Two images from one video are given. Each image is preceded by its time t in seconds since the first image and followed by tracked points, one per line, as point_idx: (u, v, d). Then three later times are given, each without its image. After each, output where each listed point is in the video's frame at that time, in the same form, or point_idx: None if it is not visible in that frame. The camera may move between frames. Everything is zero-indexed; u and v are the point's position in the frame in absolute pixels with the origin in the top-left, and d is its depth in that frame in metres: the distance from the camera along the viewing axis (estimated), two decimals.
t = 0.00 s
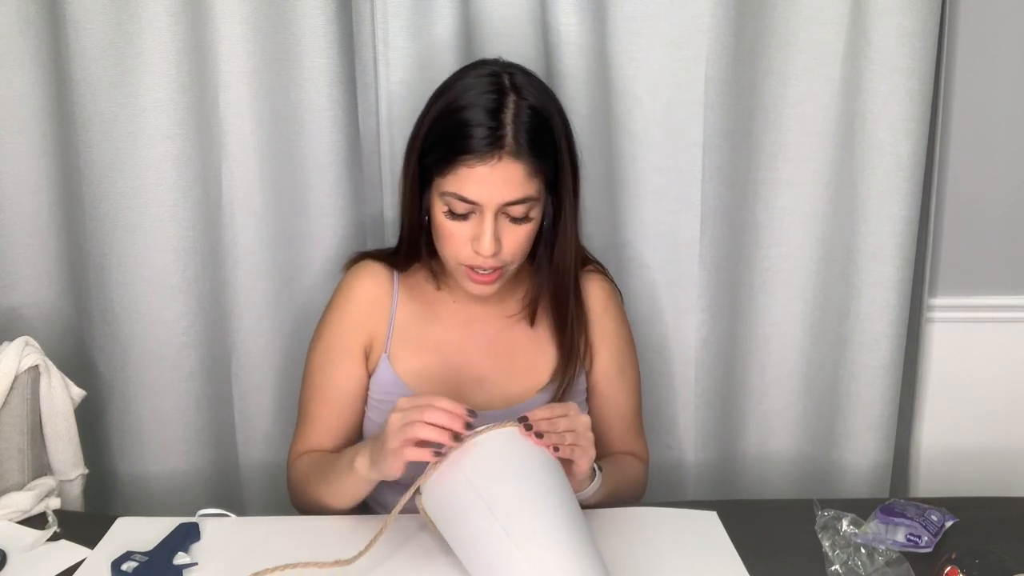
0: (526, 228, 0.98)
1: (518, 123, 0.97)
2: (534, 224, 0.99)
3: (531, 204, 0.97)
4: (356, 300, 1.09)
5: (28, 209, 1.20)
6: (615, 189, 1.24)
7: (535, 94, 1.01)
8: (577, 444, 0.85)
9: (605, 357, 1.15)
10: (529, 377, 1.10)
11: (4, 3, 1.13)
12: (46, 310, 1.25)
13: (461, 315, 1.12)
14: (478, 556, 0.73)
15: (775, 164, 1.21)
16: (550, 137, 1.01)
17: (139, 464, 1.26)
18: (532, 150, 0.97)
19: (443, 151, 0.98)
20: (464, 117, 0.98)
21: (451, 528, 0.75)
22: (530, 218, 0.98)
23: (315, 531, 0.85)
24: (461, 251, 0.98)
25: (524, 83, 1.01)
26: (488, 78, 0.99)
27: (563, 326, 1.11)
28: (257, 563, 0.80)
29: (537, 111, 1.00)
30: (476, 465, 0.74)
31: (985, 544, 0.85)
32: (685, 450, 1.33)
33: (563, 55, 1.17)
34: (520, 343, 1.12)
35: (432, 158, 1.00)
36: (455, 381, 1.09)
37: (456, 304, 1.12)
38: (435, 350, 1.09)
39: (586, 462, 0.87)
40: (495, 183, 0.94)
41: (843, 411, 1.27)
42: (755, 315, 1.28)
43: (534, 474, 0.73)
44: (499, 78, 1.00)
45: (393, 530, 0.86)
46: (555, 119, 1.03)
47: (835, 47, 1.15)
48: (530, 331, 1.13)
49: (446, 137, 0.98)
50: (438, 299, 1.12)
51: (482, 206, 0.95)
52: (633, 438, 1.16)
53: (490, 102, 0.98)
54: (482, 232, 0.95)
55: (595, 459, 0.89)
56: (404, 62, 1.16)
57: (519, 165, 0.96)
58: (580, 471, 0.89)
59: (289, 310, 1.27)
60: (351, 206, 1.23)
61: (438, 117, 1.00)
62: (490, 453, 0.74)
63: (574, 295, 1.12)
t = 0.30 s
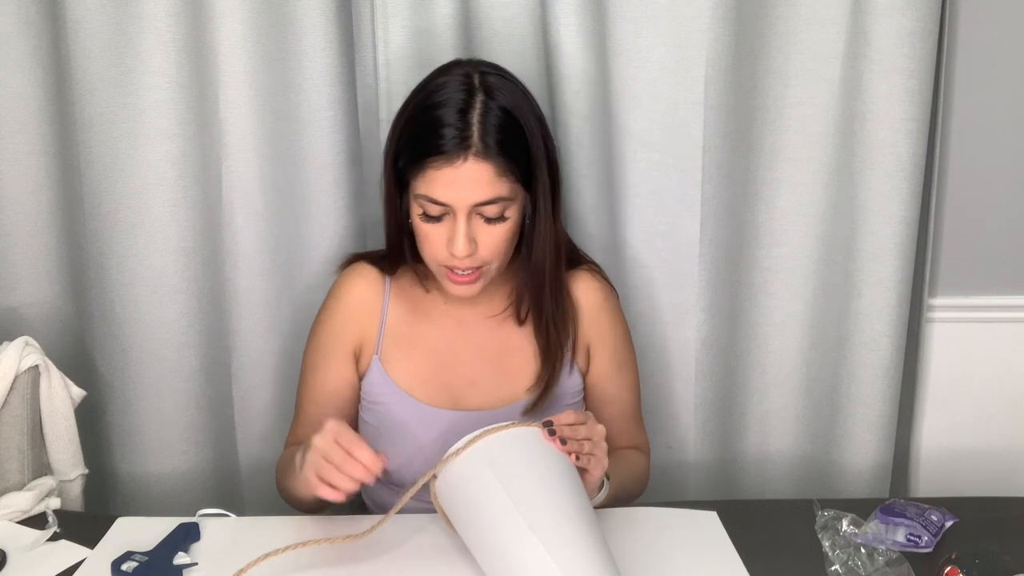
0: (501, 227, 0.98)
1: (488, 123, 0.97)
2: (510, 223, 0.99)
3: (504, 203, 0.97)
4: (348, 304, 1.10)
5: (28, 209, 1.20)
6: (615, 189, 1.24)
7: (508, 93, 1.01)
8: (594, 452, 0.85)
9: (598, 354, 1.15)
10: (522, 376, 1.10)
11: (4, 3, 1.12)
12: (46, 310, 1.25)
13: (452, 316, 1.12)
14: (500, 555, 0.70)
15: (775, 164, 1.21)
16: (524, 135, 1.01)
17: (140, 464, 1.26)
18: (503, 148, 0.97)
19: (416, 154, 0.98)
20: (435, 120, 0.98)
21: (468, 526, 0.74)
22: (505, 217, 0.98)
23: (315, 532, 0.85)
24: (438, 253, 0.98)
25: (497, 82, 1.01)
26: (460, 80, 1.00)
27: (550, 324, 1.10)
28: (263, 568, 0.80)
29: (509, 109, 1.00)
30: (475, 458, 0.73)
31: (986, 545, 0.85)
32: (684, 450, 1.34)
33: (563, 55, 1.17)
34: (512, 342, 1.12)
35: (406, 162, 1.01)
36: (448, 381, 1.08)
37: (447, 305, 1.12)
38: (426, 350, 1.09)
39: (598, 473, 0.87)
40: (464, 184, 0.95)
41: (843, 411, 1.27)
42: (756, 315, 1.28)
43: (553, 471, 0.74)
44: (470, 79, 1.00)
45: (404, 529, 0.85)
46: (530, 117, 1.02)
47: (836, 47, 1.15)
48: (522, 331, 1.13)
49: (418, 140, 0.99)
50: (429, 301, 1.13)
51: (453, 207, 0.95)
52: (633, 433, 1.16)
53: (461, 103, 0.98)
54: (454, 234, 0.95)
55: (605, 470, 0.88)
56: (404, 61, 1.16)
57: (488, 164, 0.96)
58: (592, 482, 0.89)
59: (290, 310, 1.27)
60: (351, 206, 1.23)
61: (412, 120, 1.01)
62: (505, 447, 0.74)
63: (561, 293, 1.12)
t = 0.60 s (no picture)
0: (501, 220, 0.98)
1: (485, 116, 0.98)
2: (510, 215, 0.99)
3: (504, 195, 0.97)
4: (345, 304, 1.10)
5: (28, 209, 1.20)
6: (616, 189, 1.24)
7: (502, 87, 1.01)
8: (593, 452, 0.85)
9: (593, 352, 1.15)
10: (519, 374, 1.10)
11: (3, 3, 1.12)
12: (46, 311, 1.25)
13: (448, 315, 1.12)
14: (501, 555, 0.70)
15: (775, 164, 1.21)
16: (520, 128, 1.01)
17: (140, 464, 1.26)
18: (501, 141, 0.98)
19: (414, 148, 0.98)
20: (432, 115, 0.98)
21: (467, 527, 0.73)
22: (505, 210, 0.98)
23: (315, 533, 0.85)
24: (439, 248, 0.98)
25: (492, 77, 1.01)
26: (455, 75, 1.00)
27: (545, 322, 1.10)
28: (265, 571, 0.79)
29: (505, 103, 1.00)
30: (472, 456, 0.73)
31: (986, 545, 0.85)
32: (684, 450, 1.34)
33: (563, 55, 1.16)
34: (508, 341, 1.12)
35: (404, 158, 1.00)
36: (445, 380, 1.08)
37: (443, 304, 1.13)
38: (424, 350, 1.09)
39: (599, 473, 0.87)
40: (465, 176, 0.95)
41: (843, 411, 1.27)
42: (756, 316, 1.28)
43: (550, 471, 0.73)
44: (465, 74, 1.00)
45: (409, 532, 0.85)
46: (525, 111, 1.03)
47: (836, 47, 1.15)
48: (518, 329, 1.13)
49: (416, 135, 0.99)
50: (425, 300, 1.13)
51: (455, 200, 0.95)
52: (627, 433, 1.16)
53: (457, 97, 0.98)
54: (456, 227, 0.95)
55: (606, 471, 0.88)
56: (404, 61, 1.16)
57: (488, 156, 0.96)
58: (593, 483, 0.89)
59: (290, 310, 1.27)
60: (351, 206, 1.23)
61: (408, 117, 1.01)
62: (503, 447, 0.74)
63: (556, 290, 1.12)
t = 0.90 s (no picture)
0: (510, 213, 0.98)
1: (492, 109, 0.98)
2: (518, 208, 0.99)
3: (513, 187, 0.97)
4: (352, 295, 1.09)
5: (28, 209, 1.19)
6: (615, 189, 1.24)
7: (509, 81, 1.01)
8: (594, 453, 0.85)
9: (592, 350, 1.15)
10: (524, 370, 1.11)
11: (3, 3, 1.12)
12: (46, 311, 1.24)
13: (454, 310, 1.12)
14: (500, 556, 0.70)
15: (775, 164, 1.21)
16: (527, 121, 1.02)
17: (140, 464, 1.26)
18: (508, 133, 0.98)
19: (422, 140, 0.99)
20: (438, 108, 0.98)
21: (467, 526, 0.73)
22: (513, 202, 0.98)
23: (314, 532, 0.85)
24: (448, 241, 0.98)
25: (499, 71, 1.01)
26: (463, 67, 1.00)
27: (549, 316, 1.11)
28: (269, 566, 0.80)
29: (513, 95, 1.01)
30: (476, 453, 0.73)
31: (985, 545, 0.85)
32: (684, 450, 1.34)
33: (563, 56, 1.17)
34: (513, 335, 1.13)
35: (412, 152, 1.01)
36: (451, 376, 1.08)
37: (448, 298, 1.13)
38: (430, 343, 1.09)
39: (600, 473, 0.87)
40: (475, 167, 0.95)
41: (843, 411, 1.27)
42: (756, 316, 1.28)
43: (549, 470, 0.74)
44: (473, 67, 1.01)
45: (410, 531, 0.86)
46: (532, 105, 1.03)
47: (836, 47, 1.15)
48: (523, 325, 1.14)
49: (424, 128, 0.99)
50: (430, 295, 1.13)
51: (464, 191, 0.95)
52: (629, 433, 1.16)
53: (465, 90, 0.99)
54: (465, 219, 0.95)
55: (608, 471, 0.88)
56: (404, 61, 1.16)
57: (496, 148, 0.96)
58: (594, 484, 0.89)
59: (290, 311, 1.27)
60: (351, 206, 1.23)
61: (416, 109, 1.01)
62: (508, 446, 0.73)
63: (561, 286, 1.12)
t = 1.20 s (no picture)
0: (498, 217, 0.97)
1: (497, 112, 0.98)
2: (509, 215, 0.98)
3: (505, 192, 0.97)
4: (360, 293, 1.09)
5: (28, 209, 1.19)
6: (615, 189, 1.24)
7: (522, 86, 1.01)
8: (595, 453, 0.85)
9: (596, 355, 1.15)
10: (525, 370, 1.11)
11: (4, 3, 1.12)
12: (46, 311, 1.24)
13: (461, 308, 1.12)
14: (501, 556, 0.70)
15: (775, 165, 1.21)
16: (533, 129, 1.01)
17: (140, 464, 1.26)
18: (508, 139, 0.97)
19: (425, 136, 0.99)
20: (445, 106, 0.99)
21: (469, 524, 0.73)
22: (505, 208, 0.98)
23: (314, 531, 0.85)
24: (433, 235, 0.98)
25: (516, 78, 1.01)
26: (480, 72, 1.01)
27: (551, 321, 1.11)
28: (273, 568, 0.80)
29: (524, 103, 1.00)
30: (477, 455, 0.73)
31: (985, 545, 0.85)
32: (685, 450, 1.34)
33: (563, 55, 1.17)
34: (517, 334, 1.13)
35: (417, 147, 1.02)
36: (455, 377, 1.08)
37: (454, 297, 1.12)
38: (434, 343, 1.09)
39: (601, 473, 0.87)
40: (466, 166, 0.95)
41: (843, 411, 1.27)
42: (756, 316, 1.28)
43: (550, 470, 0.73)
44: (490, 72, 1.01)
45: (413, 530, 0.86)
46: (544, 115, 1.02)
47: (836, 47, 1.15)
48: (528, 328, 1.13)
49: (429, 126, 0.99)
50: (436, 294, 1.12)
51: (453, 190, 0.95)
52: (632, 437, 1.17)
53: (476, 93, 0.99)
54: (450, 216, 0.95)
55: (609, 471, 0.88)
56: (404, 60, 1.16)
57: (491, 151, 0.96)
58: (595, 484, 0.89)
59: (290, 311, 1.27)
60: (351, 206, 1.23)
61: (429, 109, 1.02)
62: (510, 446, 0.73)
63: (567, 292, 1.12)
